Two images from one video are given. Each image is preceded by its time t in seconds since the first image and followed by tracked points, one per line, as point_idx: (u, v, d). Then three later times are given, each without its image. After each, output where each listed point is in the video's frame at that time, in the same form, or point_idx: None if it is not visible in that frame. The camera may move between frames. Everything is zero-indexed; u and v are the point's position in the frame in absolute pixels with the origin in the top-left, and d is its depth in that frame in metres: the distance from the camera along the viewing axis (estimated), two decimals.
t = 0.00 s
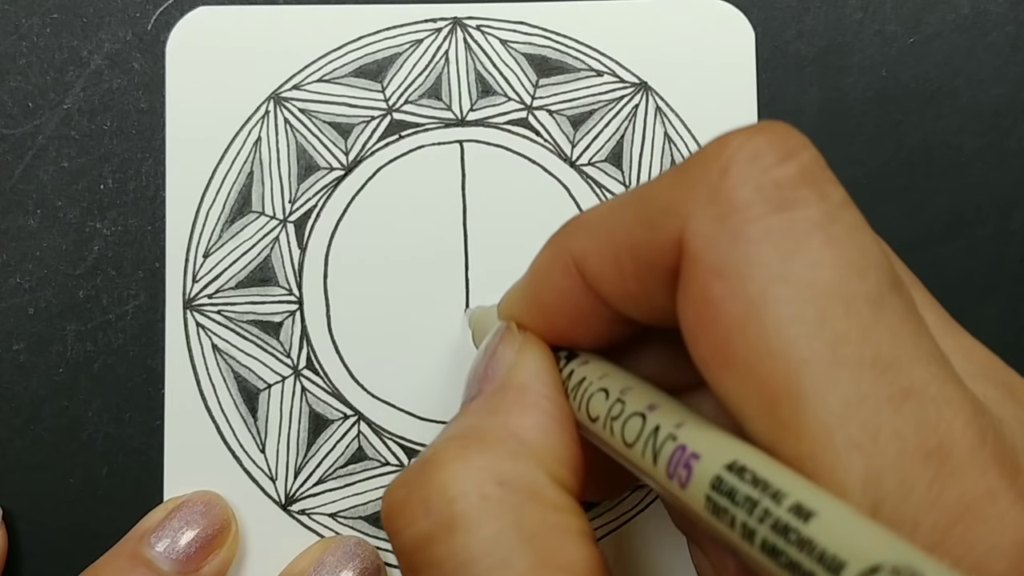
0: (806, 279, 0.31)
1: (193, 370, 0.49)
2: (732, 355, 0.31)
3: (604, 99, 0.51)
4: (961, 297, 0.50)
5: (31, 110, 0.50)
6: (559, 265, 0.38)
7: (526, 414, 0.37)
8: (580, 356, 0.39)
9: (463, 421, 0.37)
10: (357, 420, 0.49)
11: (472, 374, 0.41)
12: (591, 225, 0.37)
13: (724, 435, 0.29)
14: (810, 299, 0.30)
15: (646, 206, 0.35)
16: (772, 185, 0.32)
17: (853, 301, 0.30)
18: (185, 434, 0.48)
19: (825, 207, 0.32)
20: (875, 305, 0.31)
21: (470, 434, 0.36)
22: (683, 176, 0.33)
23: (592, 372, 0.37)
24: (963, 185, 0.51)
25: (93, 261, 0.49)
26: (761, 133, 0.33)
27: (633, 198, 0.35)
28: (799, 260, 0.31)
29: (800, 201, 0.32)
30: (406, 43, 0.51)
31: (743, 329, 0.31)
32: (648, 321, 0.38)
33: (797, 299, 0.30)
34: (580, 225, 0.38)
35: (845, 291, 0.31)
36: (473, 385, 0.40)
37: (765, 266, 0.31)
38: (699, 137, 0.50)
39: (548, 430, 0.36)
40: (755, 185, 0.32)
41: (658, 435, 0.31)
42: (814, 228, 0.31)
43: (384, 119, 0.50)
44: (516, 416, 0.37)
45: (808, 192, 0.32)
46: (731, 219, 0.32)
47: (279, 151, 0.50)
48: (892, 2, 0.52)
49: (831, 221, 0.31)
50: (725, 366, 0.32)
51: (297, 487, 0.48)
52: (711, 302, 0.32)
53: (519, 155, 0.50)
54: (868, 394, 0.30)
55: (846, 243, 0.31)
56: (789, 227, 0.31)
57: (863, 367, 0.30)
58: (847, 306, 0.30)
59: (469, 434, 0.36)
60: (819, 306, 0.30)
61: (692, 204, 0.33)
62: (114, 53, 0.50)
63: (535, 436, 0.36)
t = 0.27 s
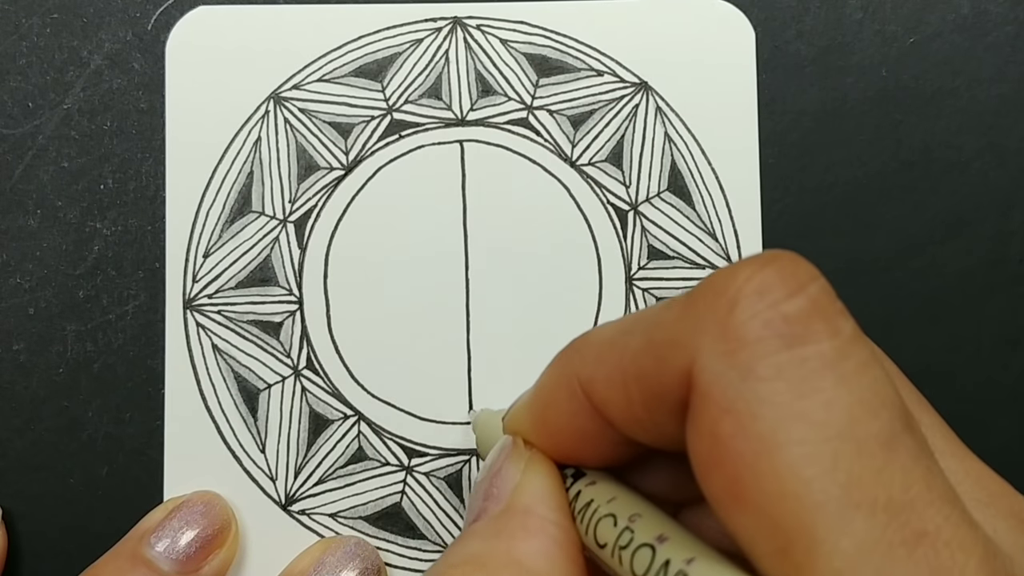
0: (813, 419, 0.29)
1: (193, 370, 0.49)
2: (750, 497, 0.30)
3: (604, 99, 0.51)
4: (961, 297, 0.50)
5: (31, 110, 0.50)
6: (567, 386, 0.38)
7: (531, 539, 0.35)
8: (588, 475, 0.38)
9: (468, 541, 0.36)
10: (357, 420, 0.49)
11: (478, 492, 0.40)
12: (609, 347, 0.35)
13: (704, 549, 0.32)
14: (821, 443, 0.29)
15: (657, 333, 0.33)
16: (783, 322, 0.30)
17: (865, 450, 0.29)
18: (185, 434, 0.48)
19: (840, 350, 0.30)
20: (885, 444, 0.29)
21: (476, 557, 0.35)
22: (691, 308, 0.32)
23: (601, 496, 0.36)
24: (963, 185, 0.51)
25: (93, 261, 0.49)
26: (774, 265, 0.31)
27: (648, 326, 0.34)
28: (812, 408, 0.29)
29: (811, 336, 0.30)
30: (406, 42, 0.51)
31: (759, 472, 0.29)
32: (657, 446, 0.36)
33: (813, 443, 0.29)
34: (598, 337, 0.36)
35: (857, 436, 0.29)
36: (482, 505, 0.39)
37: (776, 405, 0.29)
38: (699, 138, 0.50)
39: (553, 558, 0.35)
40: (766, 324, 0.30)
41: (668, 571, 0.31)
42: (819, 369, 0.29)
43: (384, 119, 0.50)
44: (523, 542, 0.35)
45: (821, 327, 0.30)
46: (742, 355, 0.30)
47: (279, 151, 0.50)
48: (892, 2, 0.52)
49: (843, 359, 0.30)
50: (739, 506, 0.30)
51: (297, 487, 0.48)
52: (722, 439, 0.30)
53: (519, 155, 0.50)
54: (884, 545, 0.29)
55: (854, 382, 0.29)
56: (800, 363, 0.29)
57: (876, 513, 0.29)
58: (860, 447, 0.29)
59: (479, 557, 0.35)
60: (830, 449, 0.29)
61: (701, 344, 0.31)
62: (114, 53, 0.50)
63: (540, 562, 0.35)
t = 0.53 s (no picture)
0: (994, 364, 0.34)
1: (193, 369, 0.49)
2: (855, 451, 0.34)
3: (604, 99, 0.51)
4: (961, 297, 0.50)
5: (31, 110, 0.50)
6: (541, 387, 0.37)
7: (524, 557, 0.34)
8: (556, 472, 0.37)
9: (531, 519, 0.34)
10: (357, 420, 0.49)
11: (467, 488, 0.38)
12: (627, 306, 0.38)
13: (815, 486, 0.31)
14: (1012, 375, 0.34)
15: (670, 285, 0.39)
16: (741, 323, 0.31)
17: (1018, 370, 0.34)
18: (184, 434, 0.48)
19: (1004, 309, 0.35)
20: None
21: (548, 535, 0.33)
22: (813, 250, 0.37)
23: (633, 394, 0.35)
24: (963, 185, 0.50)
25: (93, 261, 0.49)
26: (850, 232, 0.37)
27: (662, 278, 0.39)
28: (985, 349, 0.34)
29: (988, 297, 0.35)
30: (406, 41, 0.51)
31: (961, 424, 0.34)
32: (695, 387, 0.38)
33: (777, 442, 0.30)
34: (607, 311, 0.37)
35: None
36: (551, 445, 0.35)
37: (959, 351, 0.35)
38: (699, 137, 0.50)
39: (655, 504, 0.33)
40: (948, 279, 0.35)
41: None
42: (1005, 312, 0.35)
43: (384, 119, 0.50)
44: (612, 493, 0.33)
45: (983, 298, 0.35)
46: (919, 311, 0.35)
47: (279, 151, 0.50)
48: (892, 2, 0.52)
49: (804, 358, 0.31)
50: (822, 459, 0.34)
51: (297, 487, 0.48)
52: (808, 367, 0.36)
53: (519, 154, 0.50)
54: None
55: None
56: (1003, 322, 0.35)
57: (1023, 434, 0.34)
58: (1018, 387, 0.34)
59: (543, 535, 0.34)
60: (1008, 369, 0.34)
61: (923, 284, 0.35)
62: (114, 53, 0.50)
63: (637, 514, 0.33)
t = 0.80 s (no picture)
0: (693, 438, 0.29)
1: (192, 369, 0.49)
2: (570, 513, 0.30)
3: (604, 99, 0.51)
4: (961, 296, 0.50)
5: (31, 110, 0.50)
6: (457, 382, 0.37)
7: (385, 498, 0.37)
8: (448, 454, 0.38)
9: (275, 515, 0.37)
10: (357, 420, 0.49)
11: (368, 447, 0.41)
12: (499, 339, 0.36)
13: (505, 555, 0.33)
14: (653, 446, 0.29)
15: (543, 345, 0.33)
16: (654, 353, 0.29)
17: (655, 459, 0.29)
18: (184, 434, 0.48)
19: (683, 377, 0.29)
20: (727, 463, 0.29)
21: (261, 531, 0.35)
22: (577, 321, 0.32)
23: (427, 471, 0.37)
24: (963, 185, 0.50)
25: (93, 261, 0.49)
26: (667, 293, 0.30)
27: (539, 333, 0.34)
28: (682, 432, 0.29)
29: (686, 374, 0.29)
30: (406, 41, 0.51)
31: (591, 487, 0.29)
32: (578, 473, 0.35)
33: (649, 476, 0.29)
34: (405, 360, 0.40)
35: (686, 457, 0.29)
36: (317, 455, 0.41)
37: (618, 437, 0.29)
38: (699, 137, 0.50)
39: (378, 525, 0.36)
40: (642, 350, 0.29)
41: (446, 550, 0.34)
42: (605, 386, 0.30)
43: (384, 119, 0.50)
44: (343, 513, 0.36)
45: (698, 367, 0.30)
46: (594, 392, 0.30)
47: (279, 150, 0.50)
48: (892, 1, 0.52)
49: (707, 410, 0.29)
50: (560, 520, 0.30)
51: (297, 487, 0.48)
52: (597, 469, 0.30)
53: (519, 154, 0.50)
54: (681, 544, 0.28)
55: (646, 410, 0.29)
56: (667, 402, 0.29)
57: (667, 516, 0.28)
58: (665, 476, 0.29)
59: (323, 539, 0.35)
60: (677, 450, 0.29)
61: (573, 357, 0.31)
62: (114, 53, 0.50)
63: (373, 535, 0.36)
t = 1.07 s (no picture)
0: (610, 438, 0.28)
1: (193, 369, 0.49)
2: (506, 517, 0.29)
3: (604, 99, 0.51)
4: (960, 296, 0.50)
5: (31, 110, 0.50)
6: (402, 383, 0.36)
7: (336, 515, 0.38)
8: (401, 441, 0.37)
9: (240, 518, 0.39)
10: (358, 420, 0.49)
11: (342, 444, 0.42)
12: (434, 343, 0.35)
13: (452, 556, 0.33)
14: (582, 448, 0.28)
15: (475, 352, 0.32)
16: (583, 356, 0.29)
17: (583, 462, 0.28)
18: (184, 434, 0.48)
19: (610, 380, 0.29)
20: (659, 464, 0.28)
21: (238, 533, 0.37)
22: (510, 323, 0.31)
23: (383, 472, 0.37)
24: (963, 185, 0.50)
25: (93, 261, 0.49)
26: (589, 295, 0.29)
27: (475, 339, 0.33)
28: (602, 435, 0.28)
29: (614, 376, 0.29)
30: (406, 42, 0.51)
31: (523, 488, 0.28)
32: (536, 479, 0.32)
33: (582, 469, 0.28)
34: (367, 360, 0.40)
35: (615, 458, 0.28)
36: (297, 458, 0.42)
37: (549, 442, 0.28)
38: (699, 137, 0.50)
39: (335, 530, 0.37)
40: (571, 353, 0.28)
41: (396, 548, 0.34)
42: (538, 390, 0.29)
43: (384, 119, 0.50)
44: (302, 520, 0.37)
45: (627, 367, 0.29)
46: (523, 400, 0.29)
47: (279, 151, 0.50)
48: (892, 1, 0.52)
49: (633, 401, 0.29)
50: (497, 524, 0.29)
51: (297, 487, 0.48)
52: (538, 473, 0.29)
53: (519, 154, 0.50)
54: (612, 544, 0.28)
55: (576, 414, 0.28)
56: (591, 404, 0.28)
57: (598, 517, 0.28)
58: (591, 484, 0.28)
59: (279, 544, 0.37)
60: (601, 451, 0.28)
61: (505, 361, 0.30)
62: (114, 53, 0.50)
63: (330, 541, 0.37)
